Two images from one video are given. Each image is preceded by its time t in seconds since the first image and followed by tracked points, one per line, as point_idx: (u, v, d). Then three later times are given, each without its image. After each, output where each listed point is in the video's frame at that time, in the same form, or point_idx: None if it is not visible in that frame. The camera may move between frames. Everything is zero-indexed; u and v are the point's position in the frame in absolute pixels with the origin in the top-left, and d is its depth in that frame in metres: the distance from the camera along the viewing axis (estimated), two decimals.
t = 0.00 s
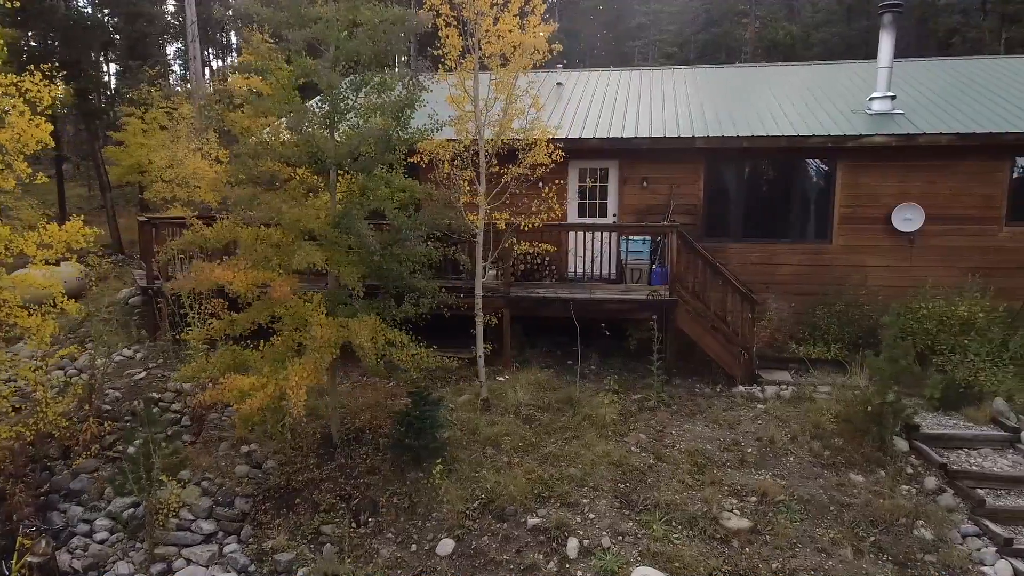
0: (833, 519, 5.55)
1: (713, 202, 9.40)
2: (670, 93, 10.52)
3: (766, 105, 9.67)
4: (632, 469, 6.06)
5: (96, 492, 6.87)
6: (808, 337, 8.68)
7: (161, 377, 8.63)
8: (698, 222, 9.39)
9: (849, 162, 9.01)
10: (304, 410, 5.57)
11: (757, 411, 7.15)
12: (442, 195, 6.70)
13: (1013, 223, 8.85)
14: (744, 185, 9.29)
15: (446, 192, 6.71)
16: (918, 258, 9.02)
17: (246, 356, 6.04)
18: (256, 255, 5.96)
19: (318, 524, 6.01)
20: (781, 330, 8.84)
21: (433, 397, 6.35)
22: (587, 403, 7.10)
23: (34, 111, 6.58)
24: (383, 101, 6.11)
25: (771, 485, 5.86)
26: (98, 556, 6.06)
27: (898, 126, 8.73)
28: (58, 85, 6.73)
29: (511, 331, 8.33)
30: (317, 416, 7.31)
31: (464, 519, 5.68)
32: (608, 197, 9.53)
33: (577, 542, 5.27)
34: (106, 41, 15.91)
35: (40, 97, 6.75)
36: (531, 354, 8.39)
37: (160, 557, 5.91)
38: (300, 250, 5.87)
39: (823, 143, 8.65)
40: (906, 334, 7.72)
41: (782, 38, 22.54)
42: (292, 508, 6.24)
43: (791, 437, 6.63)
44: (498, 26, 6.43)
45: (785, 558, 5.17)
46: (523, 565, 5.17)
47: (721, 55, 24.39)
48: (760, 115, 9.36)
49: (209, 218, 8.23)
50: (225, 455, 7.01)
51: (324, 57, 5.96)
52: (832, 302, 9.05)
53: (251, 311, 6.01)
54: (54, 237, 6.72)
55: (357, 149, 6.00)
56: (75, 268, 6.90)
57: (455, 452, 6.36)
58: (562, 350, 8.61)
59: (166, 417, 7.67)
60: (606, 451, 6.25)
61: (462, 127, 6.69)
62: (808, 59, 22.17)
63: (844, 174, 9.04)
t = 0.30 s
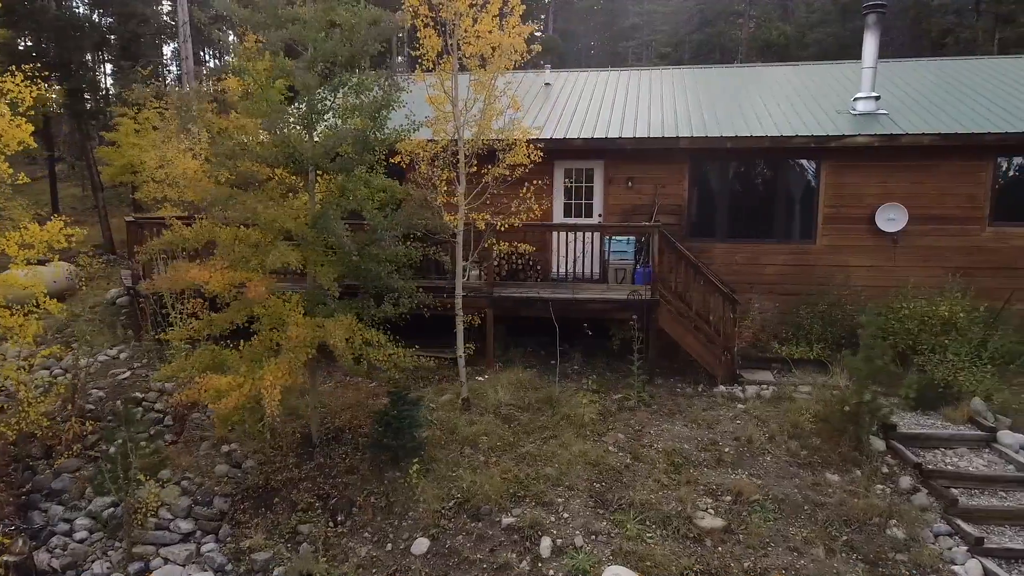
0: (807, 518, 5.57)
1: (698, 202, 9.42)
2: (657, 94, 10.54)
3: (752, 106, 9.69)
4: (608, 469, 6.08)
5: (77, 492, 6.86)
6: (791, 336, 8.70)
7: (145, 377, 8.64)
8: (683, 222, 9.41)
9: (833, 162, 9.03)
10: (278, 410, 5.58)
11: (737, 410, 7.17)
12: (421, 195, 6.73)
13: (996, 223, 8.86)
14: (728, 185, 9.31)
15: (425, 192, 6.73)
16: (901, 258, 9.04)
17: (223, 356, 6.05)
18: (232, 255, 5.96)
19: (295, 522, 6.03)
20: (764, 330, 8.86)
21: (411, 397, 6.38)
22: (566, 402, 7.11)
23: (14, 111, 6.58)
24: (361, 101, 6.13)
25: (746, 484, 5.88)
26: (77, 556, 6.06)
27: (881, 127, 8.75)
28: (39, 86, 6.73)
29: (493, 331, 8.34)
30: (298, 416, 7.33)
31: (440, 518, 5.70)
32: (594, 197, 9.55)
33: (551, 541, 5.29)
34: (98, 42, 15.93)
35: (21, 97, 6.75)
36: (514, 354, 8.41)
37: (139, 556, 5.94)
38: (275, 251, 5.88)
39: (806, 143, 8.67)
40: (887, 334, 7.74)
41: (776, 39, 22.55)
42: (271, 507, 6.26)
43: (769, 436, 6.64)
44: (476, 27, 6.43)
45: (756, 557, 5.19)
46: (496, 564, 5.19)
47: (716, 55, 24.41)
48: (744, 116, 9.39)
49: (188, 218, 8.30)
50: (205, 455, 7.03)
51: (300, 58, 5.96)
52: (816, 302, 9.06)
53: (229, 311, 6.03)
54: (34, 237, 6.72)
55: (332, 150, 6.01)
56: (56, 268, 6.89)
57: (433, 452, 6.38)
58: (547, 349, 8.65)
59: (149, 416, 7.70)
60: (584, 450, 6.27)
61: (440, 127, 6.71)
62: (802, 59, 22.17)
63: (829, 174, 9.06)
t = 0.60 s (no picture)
0: (781, 518, 5.59)
1: (683, 202, 9.44)
2: (644, 96, 10.58)
3: (737, 108, 9.72)
4: (585, 468, 6.10)
5: (58, 491, 6.83)
6: (774, 336, 8.73)
7: (129, 377, 8.66)
8: (668, 223, 9.43)
9: (817, 162, 9.05)
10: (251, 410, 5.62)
11: (717, 410, 7.20)
12: (400, 196, 6.75)
13: (980, 223, 8.87)
14: (713, 185, 9.32)
15: (405, 193, 6.76)
16: (884, 258, 9.06)
17: (201, 355, 6.07)
18: (209, 255, 5.97)
19: (273, 522, 6.05)
20: (747, 330, 8.88)
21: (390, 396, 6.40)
22: (546, 402, 7.14)
23: None
24: (338, 102, 6.16)
25: (722, 484, 5.90)
26: (56, 555, 6.03)
27: (864, 127, 8.78)
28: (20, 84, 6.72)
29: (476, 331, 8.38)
30: (279, 415, 7.36)
31: (416, 517, 5.72)
32: (579, 198, 9.58)
33: (524, 540, 5.31)
34: (90, 42, 15.93)
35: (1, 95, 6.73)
36: (497, 354, 8.44)
37: (117, 555, 5.95)
38: (249, 252, 5.89)
39: (789, 143, 8.69)
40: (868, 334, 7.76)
41: (770, 39, 22.55)
42: (250, 506, 6.28)
43: (747, 436, 6.66)
44: (454, 27, 6.44)
45: (728, 556, 5.20)
46: (469, 563, 5.20)
47: (710, 54, 24.43)
48: (728, 116, 9.42)
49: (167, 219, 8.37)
50: (186, 455, 7.06)
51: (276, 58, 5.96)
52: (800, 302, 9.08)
53: (207, 312, 6.05)
54: (14, 236, 6.68)
55: (306, 149, 5.99)
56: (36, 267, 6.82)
57: (411, 451, 6.40)
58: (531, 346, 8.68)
59: (132, 416, 7.72)
60: (561, 450, 6.29)
61: (420, 128, 6.74)
62: (796, 58, 22.17)
63: (812, 174, 9.08)
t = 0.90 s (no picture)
0: (754, 517, 5.61)
1: (667, 202, 9.46)
2: (630, 98, 10.62)
3: (722, 109, 9.76)
4: (561, 467, 6.13)
5: (39, 491, 6.80)
6: (756, 336, 8.76)
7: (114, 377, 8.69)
8: (653, 223, 9.45)
9: (800, 162, 9.06)
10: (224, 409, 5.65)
11: (696, 409, 7.23)
12: (380, 196, 6.78)
13: (962, 223, 8.89)
14: (698, 185, 9.33)
15: (384, 193, 6.78)
16: (868, 258, 9.08)
17: (177, 354, 6.07)
18: (185, 255, 5.99)
19: (250, 521, 6.06)
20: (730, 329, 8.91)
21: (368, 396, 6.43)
22: (525, 402, 7.17)
23: None
24: (315, 102, 6.18)
25: (696, 483, 5.92)
26: (34, 554, 6.03)
27: (847, 127, 8.80)
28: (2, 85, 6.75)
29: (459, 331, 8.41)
30: (260, 415, 7.38)
31: (391, 516, 5.74)
32: (564, 198, 9.60)
33: (497, 539, 5.33)
34: (82, 41, 15.95)
35: None
36: (480, 354, 8.47)
37: (95, 554, 5.96)
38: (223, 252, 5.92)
39: (772, 143, 8.70)
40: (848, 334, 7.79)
41: (763, 39, 22.55)
42: (228, 505, 6.30)
43: (725, 435, 6.69)
44: (433, 27, 6.45)
45: (700, 555, 5.22)
46: (441, 561, 5.22)
47: (705, 54, 24.44)
48: (713, 117, 9.45)
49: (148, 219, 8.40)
50: (166, 454, 7.08)
51: (253, 57, 5.97)
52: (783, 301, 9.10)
53: (184, 312, 6.07)
54: None
55: (283, 148, 6.02)
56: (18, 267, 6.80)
57: (389, 451, 6.42)
58: (513, 345, 8.73)
59: (114, 416, 7.74)
60: (539, 449, 6.32)
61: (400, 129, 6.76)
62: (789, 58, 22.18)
63: (796, 174, 9.10)
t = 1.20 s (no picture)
0: (727, 515, 5.62)
1: (652, 202, 9.48)
2: (617, 99, 10.66)
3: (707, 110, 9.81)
4: (537, 466, 6.16)
5: (19, 489, 6.79)
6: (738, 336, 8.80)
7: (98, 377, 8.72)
8: (637, 223, 9.47)
9: (784, 162, 9.09)
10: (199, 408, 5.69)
11: (675, 409, 7.26)
12: (360, 196, 6.81)
13: (945, 223, 8.91)
14: (682, 186, 9.35)
15: (364, 194, 6.81)
16: (851, 258, 9.10)
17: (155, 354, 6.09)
18: (161, 256, 6.00)
19: (227, 520, 6.08)
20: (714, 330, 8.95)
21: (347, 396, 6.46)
22: (504, 402, 7.21)
23: None
24: (294, 104, 6.22)
25: (671, 482, 5.94)
26: (11, 552, 5.97)
27: (829, 128, 8.83)
28: None
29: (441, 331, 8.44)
30: (240, 414, 7.41)
31: (366, 515, 5.76)
32: (549, 198, 9.63)
33: (469, 537, 5.35)
34: (73, 41, 15.98)
35: None
36: (463, 354, 8.50)
37: (72, 553, 5.92)
38: (198, 253, 5.94)
39: (755, 143, 8.74)
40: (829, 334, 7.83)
41: (756, 39, 22.57)
42: (206, 505, 6.32)
43: (702, 434, 6.72)
44: (410, 29, 6.46)
45: (671, 553, 5.23)
46: (414, 559, 5.24)
47: (699, 54, 24.45)
48: (697, 117, 9.48)
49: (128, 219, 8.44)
50: (146, 454, 7.10)
51: (228, 57, 5.97)
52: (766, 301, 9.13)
53: (161, 312, 6.10)
54: None
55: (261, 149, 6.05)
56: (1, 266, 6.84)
57: (367, 450, 6.45)
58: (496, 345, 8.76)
59: (96, 416, 7.77)
60: (516, 449, 6.35)
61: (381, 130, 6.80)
62: (783, 58, 22.18)
63: (779, 175, 9.12)
